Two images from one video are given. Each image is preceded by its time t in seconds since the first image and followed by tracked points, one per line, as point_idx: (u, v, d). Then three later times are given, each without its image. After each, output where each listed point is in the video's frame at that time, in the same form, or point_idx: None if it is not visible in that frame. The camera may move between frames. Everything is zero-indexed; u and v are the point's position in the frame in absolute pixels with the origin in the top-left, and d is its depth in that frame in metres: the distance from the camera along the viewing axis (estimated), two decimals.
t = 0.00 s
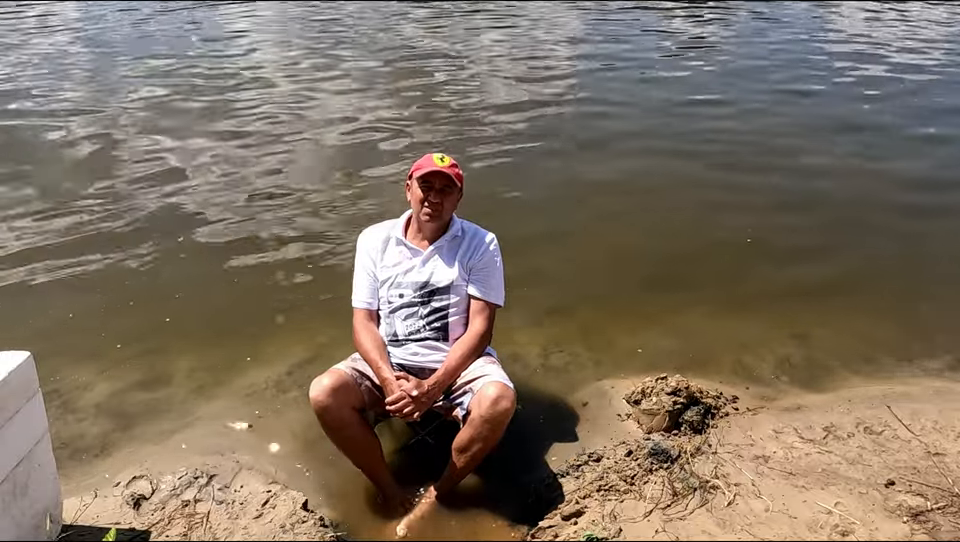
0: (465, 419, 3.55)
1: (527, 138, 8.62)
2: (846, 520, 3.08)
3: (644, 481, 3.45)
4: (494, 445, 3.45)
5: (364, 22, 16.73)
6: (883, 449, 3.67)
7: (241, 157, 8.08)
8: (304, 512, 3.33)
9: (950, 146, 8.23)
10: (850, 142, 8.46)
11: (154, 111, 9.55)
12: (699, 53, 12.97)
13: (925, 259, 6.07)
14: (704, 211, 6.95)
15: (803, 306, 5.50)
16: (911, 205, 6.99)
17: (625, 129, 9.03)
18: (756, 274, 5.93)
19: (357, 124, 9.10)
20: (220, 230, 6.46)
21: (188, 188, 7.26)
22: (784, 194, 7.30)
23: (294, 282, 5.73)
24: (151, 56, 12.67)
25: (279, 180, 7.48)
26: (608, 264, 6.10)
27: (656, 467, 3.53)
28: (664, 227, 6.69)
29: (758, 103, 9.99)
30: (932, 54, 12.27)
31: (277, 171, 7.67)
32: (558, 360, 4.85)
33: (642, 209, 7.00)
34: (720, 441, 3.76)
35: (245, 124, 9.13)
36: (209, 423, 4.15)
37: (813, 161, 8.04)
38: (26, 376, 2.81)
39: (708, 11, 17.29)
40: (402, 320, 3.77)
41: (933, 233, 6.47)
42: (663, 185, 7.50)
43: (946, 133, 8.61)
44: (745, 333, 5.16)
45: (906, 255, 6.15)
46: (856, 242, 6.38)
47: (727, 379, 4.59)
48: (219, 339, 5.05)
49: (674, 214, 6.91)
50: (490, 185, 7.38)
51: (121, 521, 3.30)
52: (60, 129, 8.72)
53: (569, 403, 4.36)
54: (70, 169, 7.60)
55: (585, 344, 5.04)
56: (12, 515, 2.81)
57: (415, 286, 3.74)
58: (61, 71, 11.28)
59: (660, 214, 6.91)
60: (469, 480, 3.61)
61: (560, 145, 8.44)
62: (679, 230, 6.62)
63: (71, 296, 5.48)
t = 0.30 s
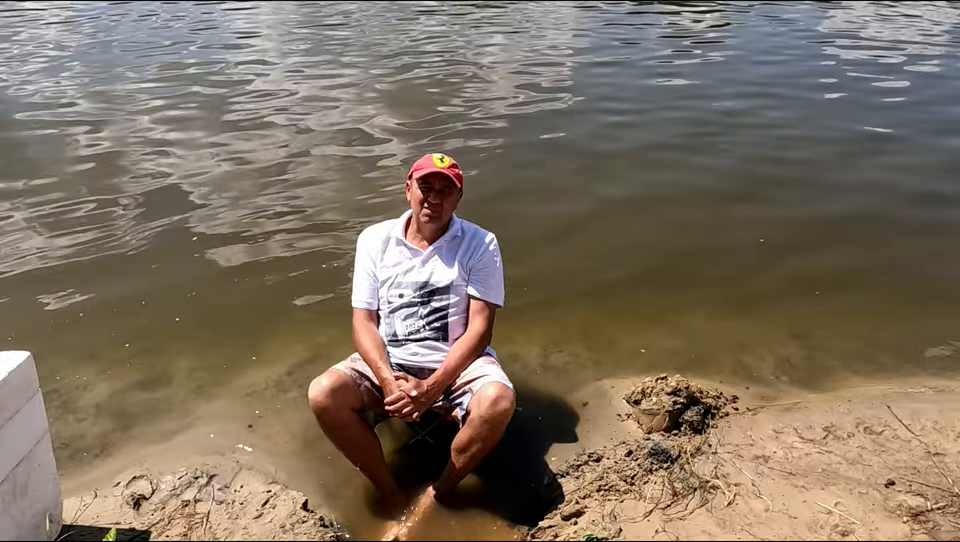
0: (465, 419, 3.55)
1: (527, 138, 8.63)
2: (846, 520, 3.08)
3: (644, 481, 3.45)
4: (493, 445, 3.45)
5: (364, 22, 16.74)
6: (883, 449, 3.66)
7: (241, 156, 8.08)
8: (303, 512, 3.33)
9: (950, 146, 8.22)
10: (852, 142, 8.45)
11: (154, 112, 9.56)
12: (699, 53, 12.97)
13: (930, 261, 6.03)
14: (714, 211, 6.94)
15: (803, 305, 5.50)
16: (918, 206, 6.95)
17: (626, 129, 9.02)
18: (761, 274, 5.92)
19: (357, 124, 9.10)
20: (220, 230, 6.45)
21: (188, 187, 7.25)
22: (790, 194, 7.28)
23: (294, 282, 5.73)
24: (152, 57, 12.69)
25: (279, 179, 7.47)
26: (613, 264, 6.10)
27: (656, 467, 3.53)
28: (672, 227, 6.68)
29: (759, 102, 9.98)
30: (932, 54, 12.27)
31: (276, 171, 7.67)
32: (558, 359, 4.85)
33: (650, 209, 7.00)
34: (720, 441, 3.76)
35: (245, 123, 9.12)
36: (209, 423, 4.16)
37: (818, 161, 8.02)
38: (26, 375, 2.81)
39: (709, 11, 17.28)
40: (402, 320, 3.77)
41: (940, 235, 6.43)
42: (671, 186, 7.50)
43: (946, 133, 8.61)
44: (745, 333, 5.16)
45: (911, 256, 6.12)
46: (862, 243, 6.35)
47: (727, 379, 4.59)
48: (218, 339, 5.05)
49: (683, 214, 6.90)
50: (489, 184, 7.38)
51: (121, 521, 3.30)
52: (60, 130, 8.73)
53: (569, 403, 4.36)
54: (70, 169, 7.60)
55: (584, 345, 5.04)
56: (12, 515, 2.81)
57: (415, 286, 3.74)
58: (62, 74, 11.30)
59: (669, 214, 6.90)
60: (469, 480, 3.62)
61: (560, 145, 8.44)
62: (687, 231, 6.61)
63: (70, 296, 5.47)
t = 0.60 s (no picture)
0: (464, 419, 3.55)
1: (526, 138, 8.63)
2: (846, 520, 3.08)
3: (643, 481, 3.45)
4: (492, 443, 3.45)
5: (364, 22, 16.76)
6: (883, 449, 3.66)
7: (240, 156, 8.09)
8: (303, 512, 3.32)
9: (950, 146, 8.23)
10: (856, 143, 8.46)
11: (154, 111, 9.57)
12: (699, 53, 12.99)
13: (932, 262, 6.03)
14: (724, 211, 6.94)
15: (804, 306, 5.50)
16: (925, 207, 6.92)
17: (625, 129, 9.03)
18: (763, 274, 5.92)
19: (357, 124, 9.11)
20: (220, 230, 6.45)
21: (188, 186, 7.26)
22: (797, 194, 7.28)
23: (294, 282, 5.73)
24: (152, 57, 12.70)
25: (279, 180, 7.48)
26: (617, 263, 6.10)
27: (656, 467, 3.53)
28: (678, 227, 6.68)
29: (759, 103, 9.99)
30: (932, 54, 12.29)
31: (277, 171, 7.68)
32: (558, 360, 4.85)
33: (658, 208, 7.01)
34: (720, 441, 3.76)
35: (245, 123, 9.13)
36: (208, 423, 4.16)
37: (825, 161, 8.03)
38: (26, 375, 2.81)
39: (709, 12, 17.30)
40: (402, 320, 3.77)
41: (947, 236, 6.40)
42: (680, 185, 7.51)
43: (946, 133, 8.61)
44: (745, 333, 5.16)
45: (914, 257, 6.11)
46: (869, 244, 6.33)
47: (727, 379, 4.59)
48: (218, 339, 5.05)
49: (693, 214, 6.90)
50: (489, 184, 7.38)
51: (121, 521, 3.30)
52: (60, 129, 8.73)
53: (569, 403, 4.36)
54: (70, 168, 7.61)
55: (584, 345, 5.04)
56: (12, 515, 2.81)
57: (415, 286, 3.74)
58: (62, 73, 11.31)
59: (680, 214, 6.91)
60: (468, 480, 3.61)
61: (560, 145, 8.44)
62: (692, 231, 6.61)
63: (70, 296, 5.47)
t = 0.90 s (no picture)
0: (464, 419, 3.55)
1: (527, 139, 8.64)
2: (847, 520, 3.08)
3: (643, 481, 3.45)
4: (492, 444, 3.45)
5: (365, 23, 16.78)
6: (883, 449, 3.66)
7: (241, 156, 8.09)
8: (303, 513, 3.32)
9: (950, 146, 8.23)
10: (862, 143, 8.44)
11: (154, 113, 9.58)
12: (699, 53, 13.00)
13: (933, 262, 6.03)
14: (736, 211, 6.94)
15: (804, 306, 5.50)
16: (927, 208, 6.90)
17: (625, 129, 9.03)
18: (763, 274, 5.92)
19: (357, 124, 9.11)
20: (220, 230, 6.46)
21: (188, 187, 7.26)
22: (808, 195, 7.26)
23: (294, 282, 5.73)
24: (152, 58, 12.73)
25: (279, 180, 7.48)
26: (624, 264, 6.10)
27: (656, 467, 3.53)
28: (679, 227, 6.68)
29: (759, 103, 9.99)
30: (932, 54, 12.30)
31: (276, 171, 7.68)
32: (558, 360, 4.85)
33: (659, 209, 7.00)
34: (720, 441, 3.76)
35: (245, 123, 9.13)
36: (209, 423, 4.16)
37: (832, 161, 8.02)
38: (26, 375, 2.81)
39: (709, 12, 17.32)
40: (402, 320, 3.77)
41: (948, 237, 6.40)
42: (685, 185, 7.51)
43: (946, 133, 8.62)
44: (745, 333, 5.16)
45: (915, 258, 6.10)
46: (873, 244, 6.32)
47: (727, 379, 4.59)
48: (218, 339, 5.05)
49: (706, 214, 6.90)
50: (489, 185, 7.38)
51: (121, 521, 3.30)
52: (60, 130, 8.74)
53: (569, 403, 4.36)
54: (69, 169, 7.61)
55: (585, 345, 5.03)
56: (12, 515, 2.81)
57: (415, 287, 3.74)
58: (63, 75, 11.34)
59: (693, 214, 6.90)
60: (468, 481, 3.61)
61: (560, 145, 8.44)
62: (693, 231, 6.61)
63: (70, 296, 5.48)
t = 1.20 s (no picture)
0: (465, 419, 3.55)
1: (526, 139, 8.64)
2: (847, 520, 3.08)
3: (643, 481, 3.45)
4: (493, 445, 3.45)
5: (364, 24, 16.80)
6: (883, 449, 3.66)
7: (240, 158, 8.10)
8: (303, 513, 3.32)
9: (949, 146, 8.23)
10: (863, 143, 8.44)
11: (154, 115, 9.59)
12: (698, 53, 13.00)
13: (933, 261, 6.03)
14: (744, 211, 6.93)
15: (804, 306, 5.50)
16: (927, 208, 6.91)
17: (625, 130, 9.03)
18: (763, 274, 5.93)
19: (357, 126, 9.12)
20: (220, 231, 6.46)
21: (188, 188, 7.27)
22: (818, 194, 7.25)
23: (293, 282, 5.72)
24: (152, 61, 12.75)
25: (278, 181, 7.49)
26: (627, 263, 6.10)
27: (656, 467, 3.53)
28: (679, 227, 6.68)
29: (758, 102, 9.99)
30: (931, 54, 12.31)
31: (276, 172, 7.69)
32: (558, 359, 4.85)
33: (659, 209, 7.00)
34: (720, 441, 3.76)
35: (244, 125, 9.15)
36: (208, 423, 4.16)
37: (833, 161, 8.01)
38: (26, 375, 2.81)
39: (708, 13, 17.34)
40: (402, 320, 3.77)
41: (947, 236, 6.40)
42: (685, 184, 7.51)
43: (945, 133, 8.61)
44: (745, 333, 5.16)
45: (916, 257, 6.10)
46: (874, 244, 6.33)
47: (727, 379, 4.59)
48: (218, 339, 5.05)
49: (719, 214, 6.89)
50: (489, 185, 7.38)
51: (121, 521, 3.30)
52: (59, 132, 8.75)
53: (569, 403, 4.36)
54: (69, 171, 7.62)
55: (585, 345, 5.03)
56: (12, 515, 2.81)
57: (415, 287, 3.74)
58: (62, 78, 11.35)
59: (697, 214, 6.90)
60: (469, 481, 3.61)
61: (560, 145, 8.44)
62: (693, 230, 6.61)
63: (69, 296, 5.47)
